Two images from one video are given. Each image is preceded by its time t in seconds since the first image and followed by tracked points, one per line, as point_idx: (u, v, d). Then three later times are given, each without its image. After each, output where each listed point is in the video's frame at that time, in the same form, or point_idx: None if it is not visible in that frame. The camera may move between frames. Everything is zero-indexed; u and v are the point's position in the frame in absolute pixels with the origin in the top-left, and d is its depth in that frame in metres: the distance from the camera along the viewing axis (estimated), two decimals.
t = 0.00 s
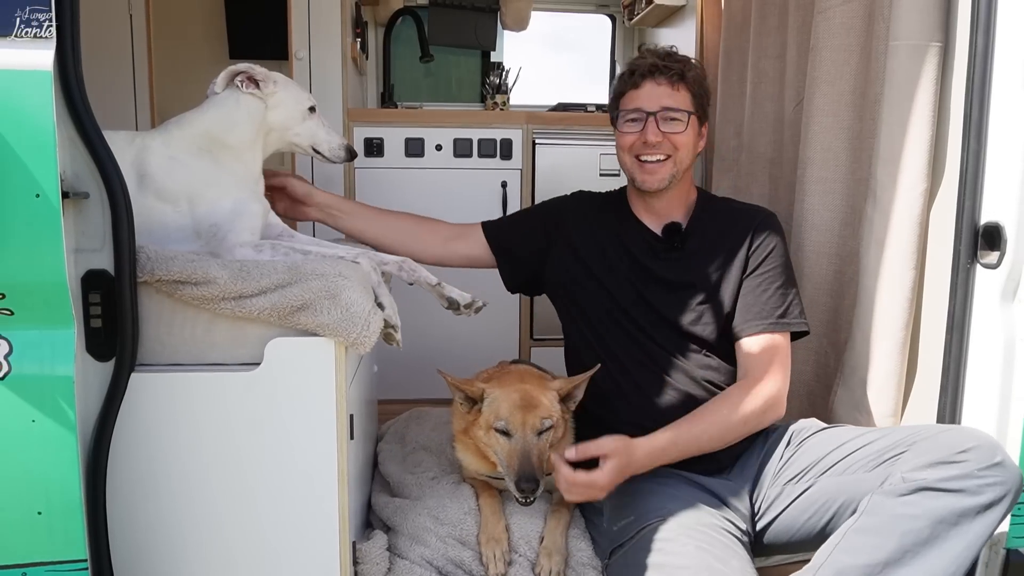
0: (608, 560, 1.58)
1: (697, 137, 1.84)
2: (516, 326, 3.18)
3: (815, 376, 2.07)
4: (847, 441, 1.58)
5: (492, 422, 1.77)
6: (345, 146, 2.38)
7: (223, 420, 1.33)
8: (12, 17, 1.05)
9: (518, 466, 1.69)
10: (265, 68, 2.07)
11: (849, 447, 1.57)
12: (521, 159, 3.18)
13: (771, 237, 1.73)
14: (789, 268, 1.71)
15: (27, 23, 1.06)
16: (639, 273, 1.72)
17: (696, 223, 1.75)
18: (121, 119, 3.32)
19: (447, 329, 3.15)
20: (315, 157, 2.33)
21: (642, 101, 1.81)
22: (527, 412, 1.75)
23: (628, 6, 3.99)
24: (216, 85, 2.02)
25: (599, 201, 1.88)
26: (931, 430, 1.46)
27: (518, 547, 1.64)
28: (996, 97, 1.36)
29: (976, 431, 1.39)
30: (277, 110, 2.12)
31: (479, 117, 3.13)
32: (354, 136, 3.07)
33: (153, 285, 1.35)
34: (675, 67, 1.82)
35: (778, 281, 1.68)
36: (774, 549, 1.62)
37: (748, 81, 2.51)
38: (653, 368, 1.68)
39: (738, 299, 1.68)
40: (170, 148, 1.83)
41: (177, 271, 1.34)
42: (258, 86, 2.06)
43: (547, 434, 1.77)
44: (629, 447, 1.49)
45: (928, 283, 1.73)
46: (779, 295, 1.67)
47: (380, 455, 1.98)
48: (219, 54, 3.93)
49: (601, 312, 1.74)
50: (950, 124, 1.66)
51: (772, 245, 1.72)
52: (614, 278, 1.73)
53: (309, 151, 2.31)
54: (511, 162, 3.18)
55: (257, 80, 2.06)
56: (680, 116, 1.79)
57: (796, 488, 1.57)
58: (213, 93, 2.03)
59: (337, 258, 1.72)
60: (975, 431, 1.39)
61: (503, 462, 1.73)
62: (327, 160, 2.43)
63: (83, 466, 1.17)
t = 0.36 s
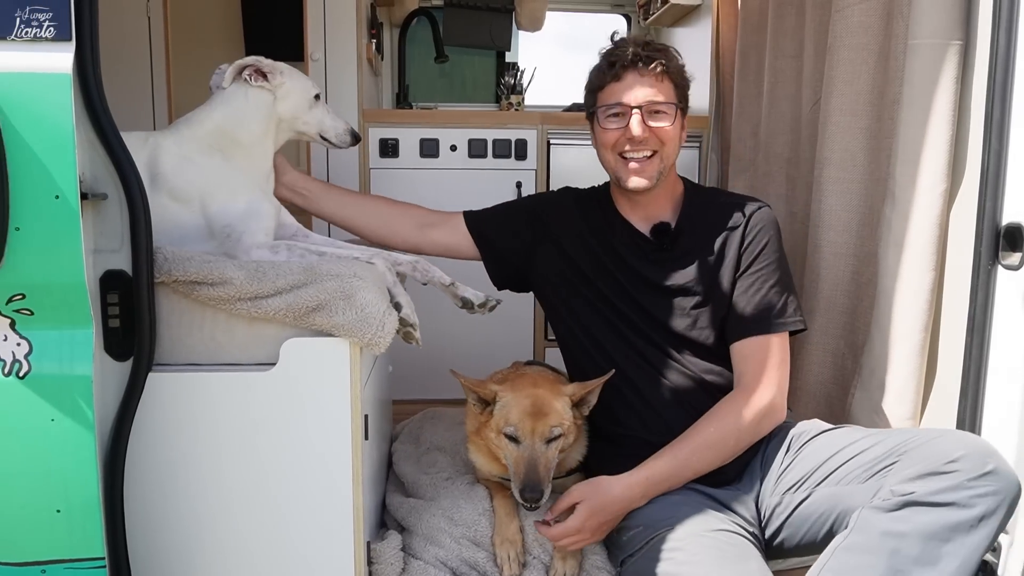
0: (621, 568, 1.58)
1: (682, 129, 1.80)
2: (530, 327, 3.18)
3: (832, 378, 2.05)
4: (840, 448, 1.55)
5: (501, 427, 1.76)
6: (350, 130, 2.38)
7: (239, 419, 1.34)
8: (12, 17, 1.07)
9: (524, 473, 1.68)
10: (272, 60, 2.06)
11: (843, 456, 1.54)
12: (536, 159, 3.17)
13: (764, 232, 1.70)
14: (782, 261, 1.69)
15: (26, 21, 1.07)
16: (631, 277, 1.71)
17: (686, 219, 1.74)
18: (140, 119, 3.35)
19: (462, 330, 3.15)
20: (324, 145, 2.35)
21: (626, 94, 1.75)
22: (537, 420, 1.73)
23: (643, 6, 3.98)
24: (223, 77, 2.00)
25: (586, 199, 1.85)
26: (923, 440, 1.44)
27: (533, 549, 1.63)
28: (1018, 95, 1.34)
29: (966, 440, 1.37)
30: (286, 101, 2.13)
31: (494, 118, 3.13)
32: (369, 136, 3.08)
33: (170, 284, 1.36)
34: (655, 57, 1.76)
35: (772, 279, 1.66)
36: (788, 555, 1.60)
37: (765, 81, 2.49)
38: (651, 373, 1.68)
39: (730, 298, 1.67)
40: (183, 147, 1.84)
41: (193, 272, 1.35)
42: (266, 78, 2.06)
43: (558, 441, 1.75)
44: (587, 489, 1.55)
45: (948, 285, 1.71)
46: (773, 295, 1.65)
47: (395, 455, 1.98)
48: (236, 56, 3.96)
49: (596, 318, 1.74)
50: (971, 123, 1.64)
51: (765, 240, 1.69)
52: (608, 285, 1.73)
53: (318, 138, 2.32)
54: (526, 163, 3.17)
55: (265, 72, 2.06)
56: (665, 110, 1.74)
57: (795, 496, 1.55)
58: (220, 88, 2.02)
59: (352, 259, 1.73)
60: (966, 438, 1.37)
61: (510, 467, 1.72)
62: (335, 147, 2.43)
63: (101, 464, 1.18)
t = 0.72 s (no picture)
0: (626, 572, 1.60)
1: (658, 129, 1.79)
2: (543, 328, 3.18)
3: (845, 380, 2.03)
4: (807, 459, 1.55)
5: (506, 426, 1.78)
6: (353, 135, 2.41)
7: (252, 421, 1.35)
8: (12, 17, 1.08)
9: (527, 472, 1.67)
10: (283, 63, 2.10)
11: (810, 467, 1.54)
12: (548, 160, 3.17)
13: (750, 234, 1.66)
14: (768, 264, 1.65)
15: (27, 21, 1.08)
16: (612, 282, 1.73)
17: (671, 224, 1.72)
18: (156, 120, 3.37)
19: (474, 331, 3.16)
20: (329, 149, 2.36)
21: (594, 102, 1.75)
22: (541, 420, 1.75)
23: (656, 5, 3.96)
24: (235, 80, 2.03)
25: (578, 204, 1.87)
26: (877, 455, 1.44)
27: (543, 549, 1.64)
28: None
29: (915, 457, 1.38)
30: (296, 102, 2.16)
31: (506, 119, 3.13)
32: (382, 138, 3.09)
33: (184, 285, 1.38)
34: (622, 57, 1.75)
35: (760, 283, 1.63)
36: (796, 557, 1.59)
37: (779, 81, 2.48)
38: (640, 378, 1.72)
39: (713, 304, 1.66)
40: (196, 148, 1.86)
41: (207, 273, 1.36)
42: (277, 80, 2.09)
43: (560, 442, 1.77)
44: (563, 484, 1.64)
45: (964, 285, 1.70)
46: (760, 299, 1.62)
47: (407, 455, 1.99)
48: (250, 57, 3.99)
49: (583, 324, 1.77)
50: (988, 123, 1.62)
51: (752, 241, 1.65)
52: (593, 293, 1.75)
53: (323, 142, 2.34)
54: (538, 163, 3.17)
55: (276, 75, 2.10)
56: (635, 112, 1.74)
57: (773, 505, 1.56)
58: (231, 90, 2.04)
59: (364, 260, 1.73)
60: (915, 456, 1.38)
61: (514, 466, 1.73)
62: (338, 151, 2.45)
63: (116, 463, 1.19)
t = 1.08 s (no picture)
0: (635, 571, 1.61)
1: (621, 122, 1.76)
2: (552, 329, 3.18)
3: (856, 382, 2.02)
4: (802, 472, 1.54)
5: (517, 424, 1.79)
6: (362, 131, 2.43)
7: (265, 418, 1.36)
8: (13, 17, 1.09)
9: (538, 470, 1.69)
10: (291, 63, 2.11)
11: (806, 478, 1.53)
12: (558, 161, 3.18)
13: (756, 234, 1.66)
14: (776, 266, 1.65)
15: (27, 21, 1.09)
16: (620, 281, 1.73)
17: (676, 223, 1.72)
18: (169, 122, 3.40)
19: (484, 331, 3.16)
20: (337, 146, 2.38)
21: (554, 112, 1.84)
22: (552, 418, 1.75)
23: (666, 6, 3.96)
24: (244, 80, 2.03)
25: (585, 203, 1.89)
26: (868, 472, 1.44)
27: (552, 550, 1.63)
28: None
29: (905, 477, 1.38)
30: (304, 102, 2.17)
31: (516, 119, 3.14)
32: (392, 138, 3.11)
33: (196, 286, 1.39)
34: (577, 64, 1.81)
35: (765, 284, 1.63)
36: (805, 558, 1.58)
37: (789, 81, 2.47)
38: (648, 378, 1.73)
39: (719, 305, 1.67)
40: (207, 149, 1.87)
41: (219, 273, 1.37)
42: (285, 80, 2.10)
43: (571, 440, 1.78)
44: (573, 496, 1.62)
45: (976, 287, 1.69)
46: (766, 300, 1.62)
47: (416, 455, 2.00)
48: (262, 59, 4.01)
49: (591, 324, 1.79)
50: (1001, 123, 1.62)
51: (757, 242, 1.65)
52: (601, 293, 1.76)
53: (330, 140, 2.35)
54: (549, 164, 3.18)
55: (284, 75, 2.11)
56: (582, 112, 1.77)
57: (773, 513, 1.57)
58: (240, 91, 2.05)
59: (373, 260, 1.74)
60: (905, 477, 1.38)
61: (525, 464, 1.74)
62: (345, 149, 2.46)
63: (129, 461, 1.21)
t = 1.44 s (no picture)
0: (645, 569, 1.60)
1: (619, 118, 1.80)
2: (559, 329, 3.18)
3: (864, 383, 2.02)
4: (824, 468, 1.54)
5: (526, 424, 1.78)
6: (367, 129, 2.41)
7: (271, 419, 1.37)
8: (13, 17, 1.10)
9: (547, 471, 1.69)
10: (298, 62, 2.09)
11: (827, 475, 1.53)
12: (565, 161, 3.18)
13: (764, 229, 1.66)
14: (785, 261, 1.64)
15: (26, 21, 1.10)
16: (633, 278, 1.75)
17: (686, 219, 1.73)
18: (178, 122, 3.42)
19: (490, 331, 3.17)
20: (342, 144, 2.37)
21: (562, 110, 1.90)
22: (560, 418, 1.74)
23: (674, 6, 3.95)
24: (251, 80, 2.02)
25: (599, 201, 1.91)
26: (894, 466, 1.43)
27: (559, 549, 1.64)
28: None
29: (933, 471, 1.37)
30: (310, 100, 2.16)
31: (523, 120, 3.14)
32: (399, 139, 3.11)
33: (203, 286, 1.40)
34: (582, 63, 1.87)
35: (771, 281, 1.62)
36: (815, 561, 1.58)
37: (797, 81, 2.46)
38: (659, 376, 1.73)
39: (728, 300, 1.66)
40: (215, 150, 1.88)
41: (226, 273, 1.38)
42: (292, 79, 2.10)
43: (580, 440, 1.77)
44: (587, 495, 1.60)
45: (985, 287, 1.68)
46: (772, 297, 1.61)
47: (423, 455, 2.00)
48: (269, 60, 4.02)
49: (602, 321, 1.80)
50: (1010, 123, 1.61)
51: (763, 238, 1.65)
52: (613, 290, 1.77)
53: (336, 138, 2.35)
54: (556, 164, 3.18)
55: (291, 74, 2.09)
56: (581, 108, 1.82)
57: (791, 511, 1.56)
58: (247, 90, 2.04)
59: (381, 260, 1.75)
60: (932, 471, 1.37)
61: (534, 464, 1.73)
62: (352, 146, 2.46)
63: (137, 461, 1.22)
